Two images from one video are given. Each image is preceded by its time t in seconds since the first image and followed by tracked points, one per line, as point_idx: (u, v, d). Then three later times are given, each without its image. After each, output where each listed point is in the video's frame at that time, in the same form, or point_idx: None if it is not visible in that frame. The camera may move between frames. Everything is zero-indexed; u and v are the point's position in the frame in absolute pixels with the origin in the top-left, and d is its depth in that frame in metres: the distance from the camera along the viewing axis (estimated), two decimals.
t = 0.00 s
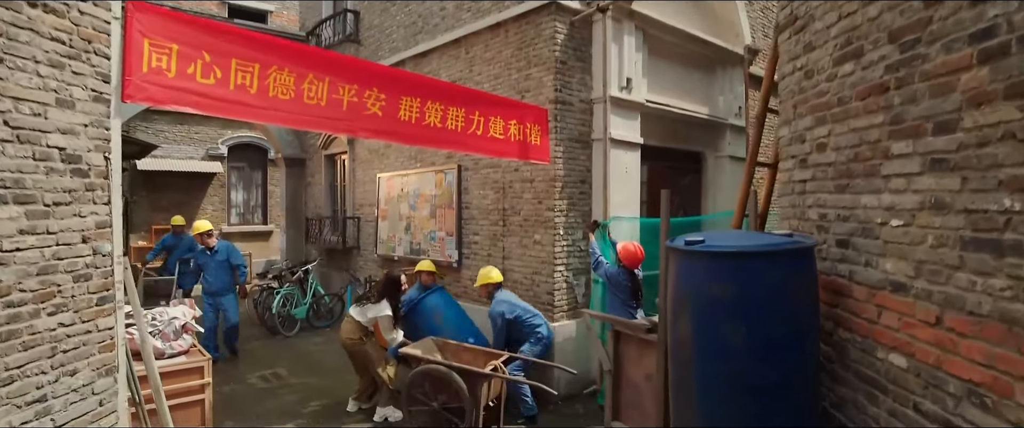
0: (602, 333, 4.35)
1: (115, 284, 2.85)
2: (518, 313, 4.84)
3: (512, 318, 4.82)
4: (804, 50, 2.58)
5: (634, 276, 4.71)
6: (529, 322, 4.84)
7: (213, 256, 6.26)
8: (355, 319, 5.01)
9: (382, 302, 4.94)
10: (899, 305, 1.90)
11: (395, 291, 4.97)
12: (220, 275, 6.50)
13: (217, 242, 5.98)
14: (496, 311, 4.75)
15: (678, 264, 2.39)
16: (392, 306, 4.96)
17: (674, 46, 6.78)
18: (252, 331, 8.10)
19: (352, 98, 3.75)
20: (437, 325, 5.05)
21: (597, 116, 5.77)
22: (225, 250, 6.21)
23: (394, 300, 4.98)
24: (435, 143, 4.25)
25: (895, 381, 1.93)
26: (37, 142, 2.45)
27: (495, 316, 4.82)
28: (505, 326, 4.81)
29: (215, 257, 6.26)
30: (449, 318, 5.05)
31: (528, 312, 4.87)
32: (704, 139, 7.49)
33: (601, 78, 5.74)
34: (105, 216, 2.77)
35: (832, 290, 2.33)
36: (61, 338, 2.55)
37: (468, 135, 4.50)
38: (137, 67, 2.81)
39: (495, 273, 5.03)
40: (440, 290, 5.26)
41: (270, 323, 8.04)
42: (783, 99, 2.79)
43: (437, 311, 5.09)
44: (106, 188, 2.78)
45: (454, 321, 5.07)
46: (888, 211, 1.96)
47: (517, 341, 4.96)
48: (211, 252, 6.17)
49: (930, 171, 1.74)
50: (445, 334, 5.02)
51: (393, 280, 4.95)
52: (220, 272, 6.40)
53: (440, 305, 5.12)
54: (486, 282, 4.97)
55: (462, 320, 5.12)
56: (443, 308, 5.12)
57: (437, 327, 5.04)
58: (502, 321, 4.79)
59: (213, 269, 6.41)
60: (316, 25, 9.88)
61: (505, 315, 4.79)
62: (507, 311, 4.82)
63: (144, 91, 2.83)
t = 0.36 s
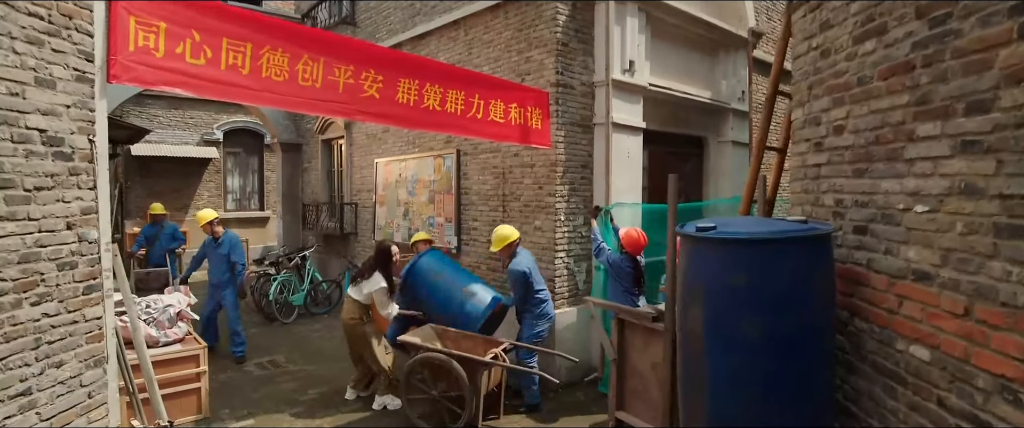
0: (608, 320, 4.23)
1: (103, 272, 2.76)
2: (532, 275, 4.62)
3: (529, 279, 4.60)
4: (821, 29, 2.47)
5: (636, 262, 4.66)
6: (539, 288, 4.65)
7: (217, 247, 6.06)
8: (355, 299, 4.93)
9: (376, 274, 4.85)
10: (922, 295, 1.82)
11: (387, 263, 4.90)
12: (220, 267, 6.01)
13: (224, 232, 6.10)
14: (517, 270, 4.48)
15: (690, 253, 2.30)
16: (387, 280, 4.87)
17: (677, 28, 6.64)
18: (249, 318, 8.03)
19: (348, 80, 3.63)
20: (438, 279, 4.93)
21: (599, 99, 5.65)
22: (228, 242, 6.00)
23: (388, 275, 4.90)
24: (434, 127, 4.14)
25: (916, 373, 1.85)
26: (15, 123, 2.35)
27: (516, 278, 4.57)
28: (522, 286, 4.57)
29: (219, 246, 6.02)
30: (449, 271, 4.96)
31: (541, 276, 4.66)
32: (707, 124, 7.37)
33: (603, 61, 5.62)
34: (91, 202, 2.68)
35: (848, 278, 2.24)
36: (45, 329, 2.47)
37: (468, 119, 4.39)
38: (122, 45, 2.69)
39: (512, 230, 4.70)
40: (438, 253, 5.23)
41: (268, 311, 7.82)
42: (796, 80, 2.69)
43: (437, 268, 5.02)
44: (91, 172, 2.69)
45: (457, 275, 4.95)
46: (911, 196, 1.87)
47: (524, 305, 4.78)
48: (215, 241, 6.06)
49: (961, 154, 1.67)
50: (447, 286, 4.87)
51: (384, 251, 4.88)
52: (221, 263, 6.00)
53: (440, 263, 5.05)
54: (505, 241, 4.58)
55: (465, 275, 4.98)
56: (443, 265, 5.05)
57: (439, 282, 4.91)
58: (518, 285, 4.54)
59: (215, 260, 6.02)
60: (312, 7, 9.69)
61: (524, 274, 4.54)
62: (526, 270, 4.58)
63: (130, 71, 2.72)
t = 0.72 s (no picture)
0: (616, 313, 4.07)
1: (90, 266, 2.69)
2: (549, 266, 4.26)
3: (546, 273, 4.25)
4: (840, 11, 2.37)
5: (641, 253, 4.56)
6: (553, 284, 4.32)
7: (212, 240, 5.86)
8: (351, 286, 4.84)
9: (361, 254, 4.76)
10: (952, 291, 1.73)
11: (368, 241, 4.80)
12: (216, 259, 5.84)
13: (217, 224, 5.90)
14: (536, 259, 4.12)
15: (702, 245, 2.21)
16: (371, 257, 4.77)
17: (682, 15, 6.50)
18: (248, 310, 7.95)
19: (346, 66, 3.51)
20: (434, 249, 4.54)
21: (603, 88, 5.54)
22: (219, 233, 5.82)
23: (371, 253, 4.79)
24: (434, 116, 4.02)
25: (943, 373, 1.77)
26: None
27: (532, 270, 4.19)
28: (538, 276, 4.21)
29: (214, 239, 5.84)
30: (446, 239, 4.61)
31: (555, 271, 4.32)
32: (711, 114, 7.25)
33: (606, 48, 5.49)
34: (77, 193, 2.60)
35: (868, 273, 2.15)
36: (30, 326, 2.40)
37: (469, 107, 4.27)
38: (110, 29, 2.59)
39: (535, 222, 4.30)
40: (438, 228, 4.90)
41: (265, 303, 7.75)
42: (812, 65, 2.58)
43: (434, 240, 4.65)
44: (75, 161, 2.60)
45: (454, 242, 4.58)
46: (939, 187, 1.78)
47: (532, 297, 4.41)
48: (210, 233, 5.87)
49: (996, 141, 1.58)
50: (441, 251, 4.48)
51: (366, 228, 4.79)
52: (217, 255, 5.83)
53: (438, 234, 4.72)
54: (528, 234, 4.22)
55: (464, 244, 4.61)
56: (441, 234, 4.70)
57: (433, 248, 4.55)
58: (532, 274, 4.18)
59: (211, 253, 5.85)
60: None
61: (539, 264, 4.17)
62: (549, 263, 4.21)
63: (119, 57, 2.62)
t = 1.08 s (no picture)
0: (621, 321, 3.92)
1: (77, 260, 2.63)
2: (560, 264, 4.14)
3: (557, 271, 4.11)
4: None
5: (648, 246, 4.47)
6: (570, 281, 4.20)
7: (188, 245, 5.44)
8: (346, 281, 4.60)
9: (352, 245, 4.59)
10: (987, 289, 1.65)
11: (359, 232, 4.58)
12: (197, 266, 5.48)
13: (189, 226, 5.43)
14: (547, 259, 3.98)
15: (718, 240, 2.11)
16: (361, 248, 4.58)
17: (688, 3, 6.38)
18: (247, 303, 7.88)
19: (344, 55, 3.40)
20: (438, 260, 4.22)
21: (607, 77, 5.42)
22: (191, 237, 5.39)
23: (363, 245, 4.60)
24: (434, 105, 3.90)
25: (976, 376, 1.70)
26: None
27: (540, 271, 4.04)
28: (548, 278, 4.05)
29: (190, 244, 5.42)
30: (451, 249, 4.29)
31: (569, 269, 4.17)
32: (716, 105, 7.14)
33: (611, 37, 5.37)
34: (63, 184, 2.54)
35: (893, 270, 2.06)
36: (13, 324, 2.35)
37: (470, 97, 4.15)
38: (97, 15, 2.49)
39: (534, 222, 4.15)
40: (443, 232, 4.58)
41: (264, 296, 7.67)
42: (830, 52, 2.48)
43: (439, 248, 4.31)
44: (61, 151, 2.53)
45: (459, 253, 4.28)
46: (974, 179, 1.70)
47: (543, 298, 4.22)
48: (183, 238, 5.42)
49: None
50: (444, 264, 4.19)
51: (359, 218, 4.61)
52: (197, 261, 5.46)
53: (443, 241, 4.39)
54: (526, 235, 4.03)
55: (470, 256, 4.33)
56: (447, 244, 4.35)
57: (437, 258, 4.23)
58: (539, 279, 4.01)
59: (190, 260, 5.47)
60: None
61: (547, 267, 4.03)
62: (559, 262, 4.08)
63: (108, 43, 2.52)
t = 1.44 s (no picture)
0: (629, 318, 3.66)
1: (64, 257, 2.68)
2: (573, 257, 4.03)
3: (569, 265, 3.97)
4: None
5: (656, 240, 4.36)
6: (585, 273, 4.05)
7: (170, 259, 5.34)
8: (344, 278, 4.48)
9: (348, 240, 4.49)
10: None
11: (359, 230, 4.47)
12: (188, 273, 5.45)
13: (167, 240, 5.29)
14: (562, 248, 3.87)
15: (737, 237, 2.02)
16: (359, 240, 4.47)
17: None
18: (246, 297, 7.81)
19: (343, 43, 3.28)
20: (438, 257, 4.15)
21: (612, 67, 5.30)
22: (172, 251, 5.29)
23: (359, 239, 4.47)
24: (435, 96, 3.79)
25: (1012, 380, 1.62)
26: None
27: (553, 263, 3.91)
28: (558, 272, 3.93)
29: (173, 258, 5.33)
30: (452, 246, 4.24)
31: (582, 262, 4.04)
32: (721, 96, 7.01)
33: (616, 26, 5.23)
34: (48, 177, 2.57)
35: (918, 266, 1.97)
36: None
37: (473, 88, 4.03)
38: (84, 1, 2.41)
39: (541, 213, 4.06)
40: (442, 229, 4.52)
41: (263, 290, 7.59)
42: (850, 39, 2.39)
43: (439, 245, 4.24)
44: (46, 142, 2.55)
45: (460, 249, 4.21)
46: (1011, 173, 1.61)
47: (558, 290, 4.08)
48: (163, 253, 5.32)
49: None
50: (445, 261, 4.11)
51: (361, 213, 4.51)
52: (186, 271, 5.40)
53: (443, 238, 4.33)
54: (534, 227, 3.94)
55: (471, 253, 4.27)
56: (447, 241, 4.28)
57: (438, 255, 4.16)
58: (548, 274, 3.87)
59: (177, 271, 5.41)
60: None
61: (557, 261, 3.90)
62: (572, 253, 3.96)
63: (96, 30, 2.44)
